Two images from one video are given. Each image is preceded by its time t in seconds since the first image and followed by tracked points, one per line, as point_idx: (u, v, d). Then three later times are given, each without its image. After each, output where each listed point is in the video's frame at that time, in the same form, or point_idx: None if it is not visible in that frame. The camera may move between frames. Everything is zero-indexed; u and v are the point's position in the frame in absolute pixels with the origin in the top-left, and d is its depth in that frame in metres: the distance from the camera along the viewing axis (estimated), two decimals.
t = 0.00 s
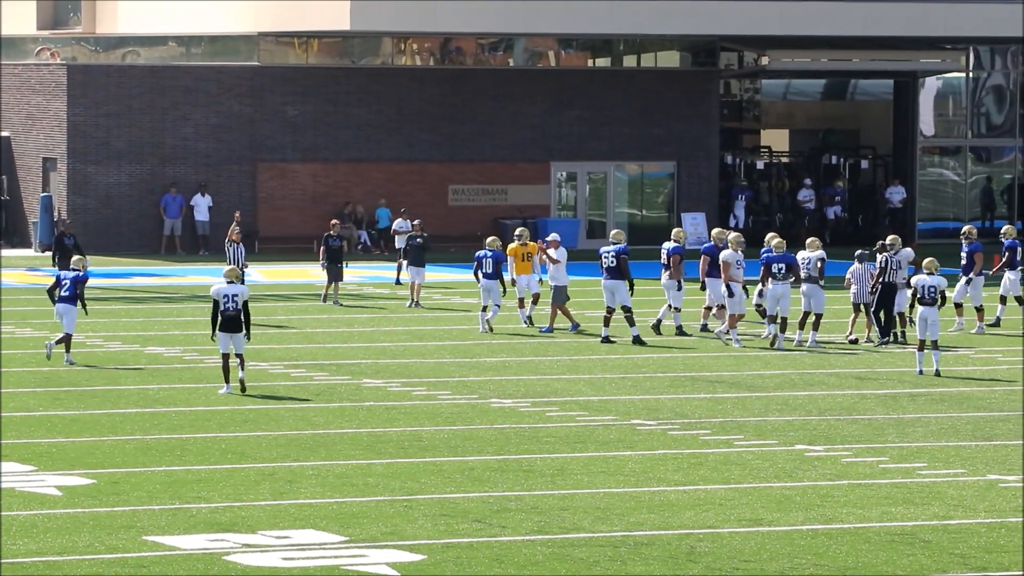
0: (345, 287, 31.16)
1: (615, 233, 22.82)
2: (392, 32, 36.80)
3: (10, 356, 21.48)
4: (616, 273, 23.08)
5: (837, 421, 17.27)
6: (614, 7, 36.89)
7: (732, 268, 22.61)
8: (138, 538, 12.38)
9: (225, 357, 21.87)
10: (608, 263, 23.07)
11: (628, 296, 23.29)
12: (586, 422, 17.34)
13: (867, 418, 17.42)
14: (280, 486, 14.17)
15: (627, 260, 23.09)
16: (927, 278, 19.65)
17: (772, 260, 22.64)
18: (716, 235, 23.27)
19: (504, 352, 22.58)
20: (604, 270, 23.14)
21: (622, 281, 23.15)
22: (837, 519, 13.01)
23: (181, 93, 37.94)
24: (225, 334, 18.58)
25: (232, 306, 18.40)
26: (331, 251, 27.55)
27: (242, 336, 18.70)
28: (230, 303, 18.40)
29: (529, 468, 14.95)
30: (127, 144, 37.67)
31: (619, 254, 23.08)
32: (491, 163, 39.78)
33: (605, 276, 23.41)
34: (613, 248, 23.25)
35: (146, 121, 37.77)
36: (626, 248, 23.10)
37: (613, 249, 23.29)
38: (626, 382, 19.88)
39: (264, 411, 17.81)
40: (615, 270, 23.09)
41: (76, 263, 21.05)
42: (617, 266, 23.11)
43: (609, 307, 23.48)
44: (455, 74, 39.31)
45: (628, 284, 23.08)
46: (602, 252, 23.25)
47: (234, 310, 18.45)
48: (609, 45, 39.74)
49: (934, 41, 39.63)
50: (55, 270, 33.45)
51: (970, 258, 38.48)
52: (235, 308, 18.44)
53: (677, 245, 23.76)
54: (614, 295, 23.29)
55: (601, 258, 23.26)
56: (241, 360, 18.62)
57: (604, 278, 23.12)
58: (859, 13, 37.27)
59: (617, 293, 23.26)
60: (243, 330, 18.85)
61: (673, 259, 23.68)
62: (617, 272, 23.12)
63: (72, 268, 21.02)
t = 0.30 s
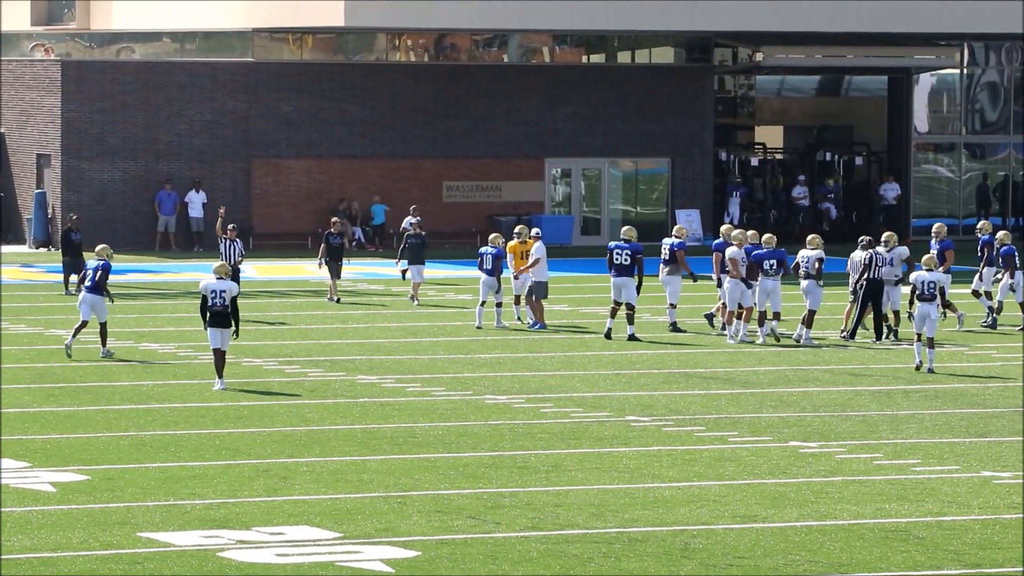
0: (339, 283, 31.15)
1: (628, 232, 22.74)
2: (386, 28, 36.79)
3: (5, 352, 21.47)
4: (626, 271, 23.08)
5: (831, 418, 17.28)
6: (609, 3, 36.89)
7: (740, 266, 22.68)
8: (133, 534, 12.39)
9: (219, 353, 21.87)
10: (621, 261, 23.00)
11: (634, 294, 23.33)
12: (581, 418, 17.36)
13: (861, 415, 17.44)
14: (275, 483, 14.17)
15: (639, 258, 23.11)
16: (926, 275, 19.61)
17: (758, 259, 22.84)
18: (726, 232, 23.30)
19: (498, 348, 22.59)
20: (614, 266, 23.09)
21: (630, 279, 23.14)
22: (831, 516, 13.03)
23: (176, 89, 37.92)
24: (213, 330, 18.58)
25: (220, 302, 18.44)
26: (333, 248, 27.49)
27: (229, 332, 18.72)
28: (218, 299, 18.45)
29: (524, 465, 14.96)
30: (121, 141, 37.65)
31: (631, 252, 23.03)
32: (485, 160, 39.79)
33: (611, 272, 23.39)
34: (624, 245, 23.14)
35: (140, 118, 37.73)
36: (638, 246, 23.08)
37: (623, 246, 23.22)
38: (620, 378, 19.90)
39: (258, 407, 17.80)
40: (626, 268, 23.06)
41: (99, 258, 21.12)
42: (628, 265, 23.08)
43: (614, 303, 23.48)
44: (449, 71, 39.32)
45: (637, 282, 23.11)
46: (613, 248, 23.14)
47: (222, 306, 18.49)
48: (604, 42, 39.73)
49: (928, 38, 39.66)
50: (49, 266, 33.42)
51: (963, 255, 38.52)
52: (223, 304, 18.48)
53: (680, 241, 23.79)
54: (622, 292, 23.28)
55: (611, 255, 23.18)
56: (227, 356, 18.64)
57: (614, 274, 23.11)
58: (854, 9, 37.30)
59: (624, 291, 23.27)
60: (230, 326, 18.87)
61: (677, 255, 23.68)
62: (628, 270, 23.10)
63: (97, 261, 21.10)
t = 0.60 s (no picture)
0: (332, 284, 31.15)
1: (630, 233, 22.73)
2: (379, 28, 36.81)
3: None
4: (628, 271, 23.09)
5: (823, 419, 17.30)
6: (602, 4, 36.92)
7: (740, 265, 22.47)
8: (124, 534, 12.38)
9: (212, 354, 21.88)
10: (622, 261, 23.00)
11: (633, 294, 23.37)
12: (574, 419, 17.37)
13: (853, 416, 17.45)
14: (269, 483, 14.18)
15: (640, 260, 23.13)
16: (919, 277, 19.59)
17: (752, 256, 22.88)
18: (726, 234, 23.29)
19: (490, 349, 22.60)
20: (615, 265, 23.08)
21: (630, 279, 23.17)
22: (824, 516, 13.05)
23: (169, 89, 37.90)
24: (202, 328, 18.61)
25: (208, 301, 18.43)
26: (331, 249, 27.48)
27: (218, 332, 18.72)
28: (206, 298, 18.44)
29: (517, 465, 14.97)
30: (113, 142, 37.65)
31: (632, 253, 23.03)
32: (478, 161, 39.79)
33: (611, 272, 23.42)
34: (626, 246, 23.13)
35: (132, 118, 37.71)
36: (640, 247, 23.09)
37: (625, 246, 23.20)
38: (612, 379, 19.91)
39: (250, 407, 17.79)
40: (627, 269, 23.07)
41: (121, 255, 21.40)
42: (629, 266, 23.08)
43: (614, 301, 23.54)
44: (442, 71, 39.31)
45: (637, 283, 23.16)
46: (616, 248, 23.12)
47: (210, 305, 18.49)
48: (596, 43, 39.38)
49: (921, 39, 39.72)
50: (41, 267, 33.40)
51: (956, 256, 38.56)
52: (211, 303, 18.48)
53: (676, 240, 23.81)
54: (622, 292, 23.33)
55: (612, 255, 23.15)
56: (215, 356, 18.67)
57: (614, 274, 23.13)
58: (847, 9, 37.33)
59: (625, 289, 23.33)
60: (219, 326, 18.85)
61: (673, 254, 23.71)
62: (628, 271, 23.13)
63: (120, 258, 21.35)
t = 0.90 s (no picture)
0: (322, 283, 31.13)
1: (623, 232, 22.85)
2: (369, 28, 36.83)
3: None
4: (624, 271, 23.16)
5: (813, 419, 17.32)
6: (593, 4, 36.94)
7: (740, 266, 22.73)
8: (114, 534, 12.37)
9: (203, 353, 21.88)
10: (616, 261, 23.14)
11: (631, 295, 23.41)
12: (563, 419, 17.38)
13: (843, 417, 17.46)
14: (258, 482, 14.17)
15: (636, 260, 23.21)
16: (907, 278, 19.64)
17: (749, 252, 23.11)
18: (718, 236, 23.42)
19: (480, 348, 22.60)
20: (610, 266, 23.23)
21: (628, 279, 23.17)
22: (813, 517, 13.07)
23: (160, 88, 37.93)
24: (185, 328, 18.58)
25: (186, 301, 18.43)
26: (327, 250, 27.45)
27: (202, 330, 18.69)
28: (184, 297, 18.43)
29: (507, 465, 14.98)
30: (103, 141, 37.71)
31: (626, 252, 23.17)
32: (469, 161, 39.80)
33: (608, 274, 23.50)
34: (621, 246, 23.29)
35: (123, 117, 37.75)
36: (635, 247, 23.20)
37: (620, 248, 23.36)
38: (601, 379, 19.93)
39: (239, 407, 17.78)
40: (623, 268, 23.16)
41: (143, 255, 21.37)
42: (624, 265, 23.17)
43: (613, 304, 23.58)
44: (433, 71, 39.31)
45: (635, 283, 23.11)
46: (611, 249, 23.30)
47: (189, 305, 18.46)
48: (587, 43, 39.53)
49: (910, 40, 39.80)
50: (31, 266, 33.36)
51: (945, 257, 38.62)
52: (190, 302, 18.45)
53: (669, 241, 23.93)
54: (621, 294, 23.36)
55: (608, 257, 23.33)
56: (200, 354, 18.65)
57: (611, 275, 23.21)
58: (837, 10, 37.40)
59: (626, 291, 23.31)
60: (203, 326, 18.82)
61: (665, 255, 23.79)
62: (624, 271, 23.20)
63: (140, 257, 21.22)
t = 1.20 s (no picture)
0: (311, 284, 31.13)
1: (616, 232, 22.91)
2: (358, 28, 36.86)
3: None
4: (619, 270, 23.22)
5: (801, 420, 17.35)
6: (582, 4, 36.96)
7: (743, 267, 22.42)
8: (103, 535, 12.37)
9: (193, 354, 21.89)
10: (611, 261, 23.20)
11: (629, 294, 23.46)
12: (552, 420, 17.40)
13: (832, 418, 17.49)
14: (247, 483, 14.18)
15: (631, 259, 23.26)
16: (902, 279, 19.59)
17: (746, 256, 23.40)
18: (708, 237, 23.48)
19: (470, 349, 22.62)
20: (605, 265, 23.29)
21: (623, 279, 23.27)
22: (801, 518, 13.09)
23: (149, 89, 37.90)
24: (162, 330, 18.63)
25: (161, 301, 18.48)
26: (321, 251, 27.45)
27: (180, 330, 18.74)
28: (160, 298, 18.49)
29: (495, 466, 15.00)
30: (92, 142, 37.69)
31: (620, 252, 23.22)
32: (458, 162, 39.79)
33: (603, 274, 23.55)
34: (614, 246, 23.35)
35: (111, 118, 37.74)
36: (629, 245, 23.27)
37: (613, 247, 23.42)
38: (590, 380, 19.96)
39: (228, 407, 17.79)
40: (617, 268, 23.21)
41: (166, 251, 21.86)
42: (619, 265, 23.24)
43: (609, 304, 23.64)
44: (422, 72, 39.30)
45: (631, 282, 23.22)
46: (603, 250, 23.37)
47: (164, 305, 18.51)
48: (576, 43, 39.76)
49: (899, 41, 39.85)
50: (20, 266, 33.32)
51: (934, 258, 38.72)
52: (165, 303, 18.50)
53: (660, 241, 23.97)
54: (617, 293, 23.42)
55: (602, 257, 23.39)
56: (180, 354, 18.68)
57: (606, 275, 23.26)
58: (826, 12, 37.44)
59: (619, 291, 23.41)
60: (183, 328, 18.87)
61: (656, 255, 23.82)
62: (619, 270, 23.25)
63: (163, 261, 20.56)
